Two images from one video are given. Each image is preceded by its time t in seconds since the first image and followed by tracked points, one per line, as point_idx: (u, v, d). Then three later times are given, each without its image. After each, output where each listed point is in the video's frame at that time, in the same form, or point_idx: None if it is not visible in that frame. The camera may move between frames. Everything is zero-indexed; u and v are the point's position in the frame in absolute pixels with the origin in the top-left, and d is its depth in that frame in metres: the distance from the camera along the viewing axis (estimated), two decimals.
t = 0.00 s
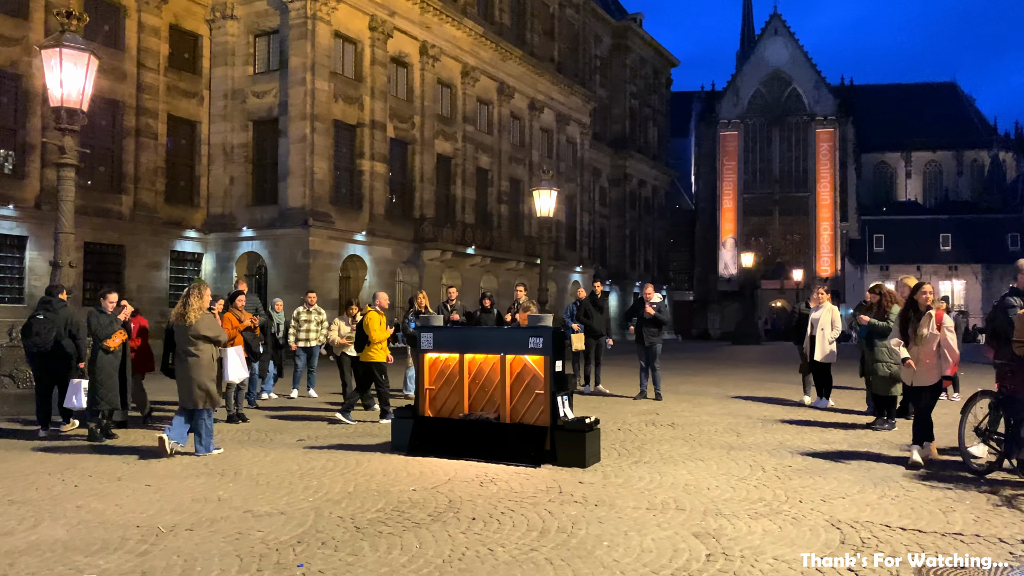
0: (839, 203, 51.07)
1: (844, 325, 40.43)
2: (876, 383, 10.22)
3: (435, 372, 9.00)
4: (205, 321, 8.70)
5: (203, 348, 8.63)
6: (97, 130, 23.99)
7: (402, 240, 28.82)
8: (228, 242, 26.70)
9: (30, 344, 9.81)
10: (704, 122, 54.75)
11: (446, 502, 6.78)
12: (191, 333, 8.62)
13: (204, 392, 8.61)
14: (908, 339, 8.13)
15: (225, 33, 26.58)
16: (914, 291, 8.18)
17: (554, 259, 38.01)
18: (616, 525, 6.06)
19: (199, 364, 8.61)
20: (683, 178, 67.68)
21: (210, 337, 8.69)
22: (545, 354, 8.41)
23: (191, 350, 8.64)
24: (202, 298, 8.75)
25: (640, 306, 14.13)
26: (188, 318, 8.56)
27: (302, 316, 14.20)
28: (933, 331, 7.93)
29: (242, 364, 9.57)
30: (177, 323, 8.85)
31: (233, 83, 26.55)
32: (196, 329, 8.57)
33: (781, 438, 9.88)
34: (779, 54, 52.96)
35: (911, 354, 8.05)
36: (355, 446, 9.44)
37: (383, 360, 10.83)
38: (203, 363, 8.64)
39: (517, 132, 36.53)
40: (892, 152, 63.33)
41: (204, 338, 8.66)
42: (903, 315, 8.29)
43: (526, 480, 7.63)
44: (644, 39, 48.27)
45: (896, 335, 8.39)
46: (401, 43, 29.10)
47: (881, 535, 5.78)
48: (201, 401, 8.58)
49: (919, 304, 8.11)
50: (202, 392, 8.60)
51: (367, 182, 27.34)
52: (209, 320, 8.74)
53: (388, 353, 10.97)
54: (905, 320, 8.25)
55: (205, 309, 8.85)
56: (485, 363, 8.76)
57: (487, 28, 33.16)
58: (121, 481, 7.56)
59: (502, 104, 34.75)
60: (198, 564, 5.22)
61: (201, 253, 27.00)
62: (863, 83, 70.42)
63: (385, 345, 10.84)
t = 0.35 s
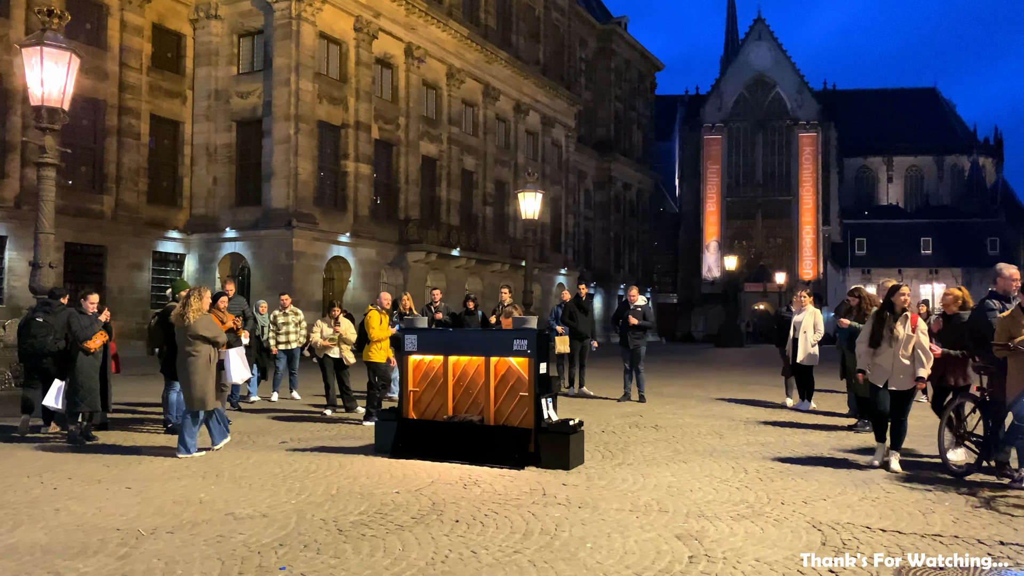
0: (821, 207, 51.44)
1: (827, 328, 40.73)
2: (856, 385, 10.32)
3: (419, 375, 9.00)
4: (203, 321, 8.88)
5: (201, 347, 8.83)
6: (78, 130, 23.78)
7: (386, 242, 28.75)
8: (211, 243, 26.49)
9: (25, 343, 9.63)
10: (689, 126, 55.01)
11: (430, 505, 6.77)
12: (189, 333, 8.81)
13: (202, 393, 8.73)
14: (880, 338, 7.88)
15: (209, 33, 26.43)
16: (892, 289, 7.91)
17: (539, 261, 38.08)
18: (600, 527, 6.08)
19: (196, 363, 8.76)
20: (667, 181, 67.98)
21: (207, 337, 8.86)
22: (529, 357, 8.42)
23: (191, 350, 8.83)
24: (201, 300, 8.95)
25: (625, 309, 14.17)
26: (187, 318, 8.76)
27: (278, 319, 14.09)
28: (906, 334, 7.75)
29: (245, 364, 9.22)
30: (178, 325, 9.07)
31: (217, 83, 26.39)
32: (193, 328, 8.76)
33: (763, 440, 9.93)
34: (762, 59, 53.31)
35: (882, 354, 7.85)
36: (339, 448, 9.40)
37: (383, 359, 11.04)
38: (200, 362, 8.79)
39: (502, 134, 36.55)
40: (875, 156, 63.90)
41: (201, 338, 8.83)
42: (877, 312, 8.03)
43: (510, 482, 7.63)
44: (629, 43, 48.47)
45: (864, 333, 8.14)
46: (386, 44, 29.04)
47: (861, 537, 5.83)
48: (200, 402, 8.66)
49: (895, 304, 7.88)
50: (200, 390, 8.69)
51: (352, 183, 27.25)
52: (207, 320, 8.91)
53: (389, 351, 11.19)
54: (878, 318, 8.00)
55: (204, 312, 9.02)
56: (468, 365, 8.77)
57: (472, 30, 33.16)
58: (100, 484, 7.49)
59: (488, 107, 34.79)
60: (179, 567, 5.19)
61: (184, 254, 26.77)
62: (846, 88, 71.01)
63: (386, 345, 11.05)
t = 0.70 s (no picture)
0: (803, 210, 51.78)
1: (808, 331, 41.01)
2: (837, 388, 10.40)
3: (402, 377, 8.97)
4: (202, 322, 8.83)
5: (201, 348, 8.80)
6: (58, 129, 23.51)
7: (369, 243, 28.67)
8: (192, 244, 26.31)
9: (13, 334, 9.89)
10: (672, 129, 55.27)
11: (412, 507, 6.75)
12: (190, 334, 8.80)
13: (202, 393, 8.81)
14: (865, 342, 7.69)
15: (191, 33, 26.24)
16: (866, 292, 7.85)
17: (523, 263, 38.10)
18: (583, 529, 6.09)
19: (196, 364, 8.76)
20: (651, 184, 68.28)
21: (206, 338, 8.82)
22: (513, 359, 8.43)
23: (190, 350, 8.84)
24: (201, 300, 8.92)
25: (609, 312, 14.18)
26: (186, 319, 8.74)
27: (251, 321, 13.97)
28: (885, 336, 7.77)
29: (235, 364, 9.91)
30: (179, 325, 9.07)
31: (199, 83, 26.20)
32: (192, 330, 8.73)
33: (745, 442, 10.00)
34: (745, 63, 53.63)
35: (867, 359, 7.69)
36: (321, 450, 9.35)
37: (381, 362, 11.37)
38: (199, 362, 8.80)
39: (486, 136, 36.55)
40: (855, 160, 64.49)
41: (200, 339, 8.80)
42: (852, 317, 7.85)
43: (493, 484, 7.63)
44: (613, 46, 48.63)
45: (839, 342, 7.84)
46: (370, 45, 28.96)
47: (841, 538, 5.89)
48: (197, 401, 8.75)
49: (869, 307, 7.84)
50: (198, 390, 8.76)
51: (335, 184, 27.14)
52: (206, 320, 8.87)
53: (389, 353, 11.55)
54: (856, 323, 7.82)
55: (203, 312, 9.00)
56: (452, 366, 8.76)
57: (457, 32, 33.11)
58: (79, 486, 7.40)
59: (472, 108, 34.77)
60: (157, 570, 5.15)
61: (165, 254, 26.57)
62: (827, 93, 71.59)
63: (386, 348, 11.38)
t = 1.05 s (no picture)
0: (785, 213, 52.19)
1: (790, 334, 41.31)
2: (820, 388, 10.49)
3: (385, 378, 8.95)
4: (202, 321, 9.00)
5: (199, 346, 8.89)
6: (37, 127, 23.23)
7: (353, 244, 28.59)
8: (173, 244, 26.13)
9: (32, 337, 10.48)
10: (656, 132, 55.50)
11: (395, 509, 6.73)
12: (189, 333, 8.94)
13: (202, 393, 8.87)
14: (848, 348, 7.69)
15: (173, 31, 26.05)
16: (839, 298, 7.78)
17: (507, 265, 38.12)
18: (566, 531, 6.10)
19: (195, 363, 8.84)
20: (635, 186, 68.54)
21: (205, 337, 8.94)
22: (496, 360, 8.42)
23: (189, 350, 8.92)
24: (201, 299, 9.07)
25: (593, 313, 14.21)
26: (184, 317, 8.91)
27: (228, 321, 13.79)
28: (860, 338, 7.84)
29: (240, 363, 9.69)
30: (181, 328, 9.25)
31: (181, 82, 26.02)
32: (192, 328, 8.89)
33: (727, 443, 10.05)
34: (728, 66, 53.97)
35: (851, 363, 7.71)
36: (303, 452, 9.30)
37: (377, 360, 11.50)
38: (199, 361, 8.87)
39: (470, 137, 36.53)
40: (837, 163, 65.09)
41: (200, 338, 8.92)
42: (829, 325, 7.78)
43: (477, 486, 7.62)
44: (597, 49, 48.76)
45: (822, 352, 7.71)
46: (354, 45, 28.87)
47: (822, 539, 5.93)
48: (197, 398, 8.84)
49: (842, 312, 7.81)
50: (198, 389, 8.84)
51: (318, 184, 27.04)
52: (206, 320, 9.02)
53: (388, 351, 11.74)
54: (835, 330, 7.76)
55: (203, 313, 9.13)
56: (435, 368, 8.74)
57: (441, 33, 33.07)
58: (57, 489, 7.32)
59: (456, 109, 34.75)
60: (137, 573, 5.11)
61: (145, 254, 26.36)
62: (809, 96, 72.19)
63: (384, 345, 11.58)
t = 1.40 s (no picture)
0: (768, 214, 52.52)
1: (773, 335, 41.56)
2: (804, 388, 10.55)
3: (369, 379, 8.92)
4: (211, 325, 8.99)
5: (209, 350, 8.90)
6: (16, 124, 22.94)
7: (337, 244, 28.49)
8: (156, 244, 25.93)
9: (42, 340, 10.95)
10: (641, 132, 55.66)
11: (378, 510, 6.69)
12: (199, 337, 8.92)
13: (213, 394, 8.93)
14: (838, 348, 7.64)
15: (156, 29, 25.85)
16: (823, 298, 7.73)
17: (492, 265, 38.11)
18: (550, 531, 6.09)
19: (205, 366, 8.88)
20: (619, 187, 68.76)
21: (215, 341, 8.94)
22: (481, 361, 8.40)
23: (200, 353, 8.93)
24: (209, 303, 9.04)
25: (577, 314, 14.22)
26: (194, 322, 8.88)
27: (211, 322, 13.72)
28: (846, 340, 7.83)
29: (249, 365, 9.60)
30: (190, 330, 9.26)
31: (164, 80, 25.82)
32: (201, 332, 8.88)
33: (711, 443, 10.10)
34: (712, 68, 54.22)
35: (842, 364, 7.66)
36: (285, 453, 9.24)
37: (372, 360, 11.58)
38: (209, 365, 8.91)
39: (456, 137, 36.47)
40: (820, 166, 65.60)
41: (209, 341, 8.92)
42: (817, 325, 7.69)
43: (461, 487, 7.60)
44: (583, 50, 48.85)
45: (815, 355, 7.60)
46: (339, 44, 28.74)
47: (805, 539, 5.97)
48: (204, 401, 8.87)
49: (826, 312, 7.77)
50: (208, 393, 8.89)
51: (302, 184, 26.91)
52: (215, 323, 9.01)
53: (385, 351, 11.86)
54: (824, 331, 7.68)
55: (210, 315, 9.12)
56: (420, 369, 8.72)
57: (427, 32, 32.98)
58: (36, 491, 7.23)
59: (441, 109, 34.69)
60: None
61: (127, 254, 26.14)
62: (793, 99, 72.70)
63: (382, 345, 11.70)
